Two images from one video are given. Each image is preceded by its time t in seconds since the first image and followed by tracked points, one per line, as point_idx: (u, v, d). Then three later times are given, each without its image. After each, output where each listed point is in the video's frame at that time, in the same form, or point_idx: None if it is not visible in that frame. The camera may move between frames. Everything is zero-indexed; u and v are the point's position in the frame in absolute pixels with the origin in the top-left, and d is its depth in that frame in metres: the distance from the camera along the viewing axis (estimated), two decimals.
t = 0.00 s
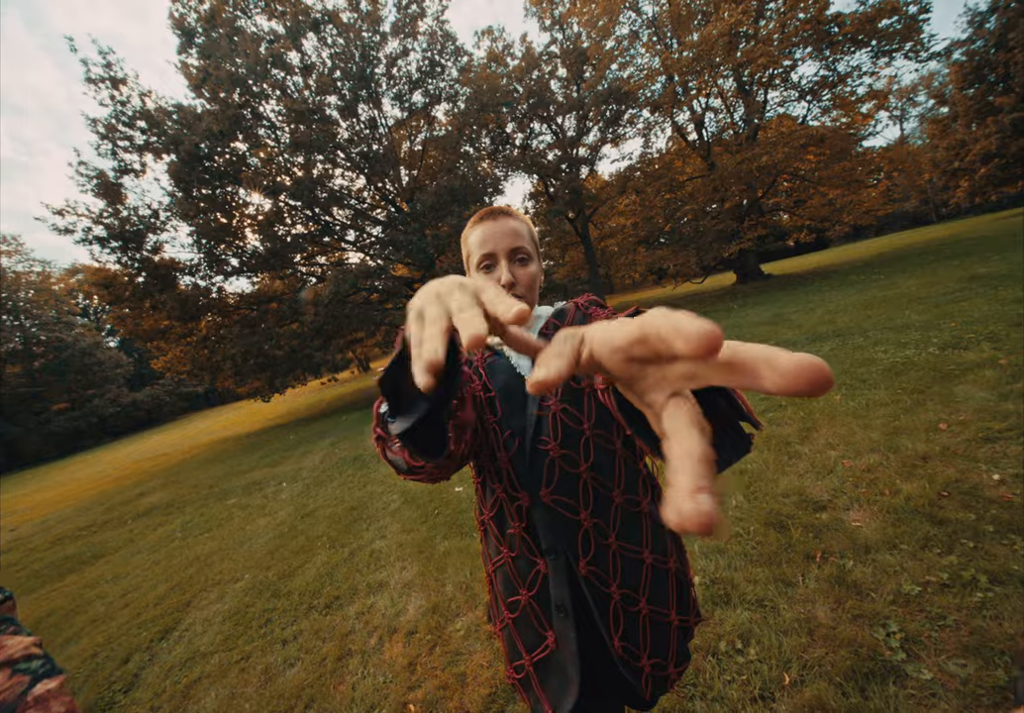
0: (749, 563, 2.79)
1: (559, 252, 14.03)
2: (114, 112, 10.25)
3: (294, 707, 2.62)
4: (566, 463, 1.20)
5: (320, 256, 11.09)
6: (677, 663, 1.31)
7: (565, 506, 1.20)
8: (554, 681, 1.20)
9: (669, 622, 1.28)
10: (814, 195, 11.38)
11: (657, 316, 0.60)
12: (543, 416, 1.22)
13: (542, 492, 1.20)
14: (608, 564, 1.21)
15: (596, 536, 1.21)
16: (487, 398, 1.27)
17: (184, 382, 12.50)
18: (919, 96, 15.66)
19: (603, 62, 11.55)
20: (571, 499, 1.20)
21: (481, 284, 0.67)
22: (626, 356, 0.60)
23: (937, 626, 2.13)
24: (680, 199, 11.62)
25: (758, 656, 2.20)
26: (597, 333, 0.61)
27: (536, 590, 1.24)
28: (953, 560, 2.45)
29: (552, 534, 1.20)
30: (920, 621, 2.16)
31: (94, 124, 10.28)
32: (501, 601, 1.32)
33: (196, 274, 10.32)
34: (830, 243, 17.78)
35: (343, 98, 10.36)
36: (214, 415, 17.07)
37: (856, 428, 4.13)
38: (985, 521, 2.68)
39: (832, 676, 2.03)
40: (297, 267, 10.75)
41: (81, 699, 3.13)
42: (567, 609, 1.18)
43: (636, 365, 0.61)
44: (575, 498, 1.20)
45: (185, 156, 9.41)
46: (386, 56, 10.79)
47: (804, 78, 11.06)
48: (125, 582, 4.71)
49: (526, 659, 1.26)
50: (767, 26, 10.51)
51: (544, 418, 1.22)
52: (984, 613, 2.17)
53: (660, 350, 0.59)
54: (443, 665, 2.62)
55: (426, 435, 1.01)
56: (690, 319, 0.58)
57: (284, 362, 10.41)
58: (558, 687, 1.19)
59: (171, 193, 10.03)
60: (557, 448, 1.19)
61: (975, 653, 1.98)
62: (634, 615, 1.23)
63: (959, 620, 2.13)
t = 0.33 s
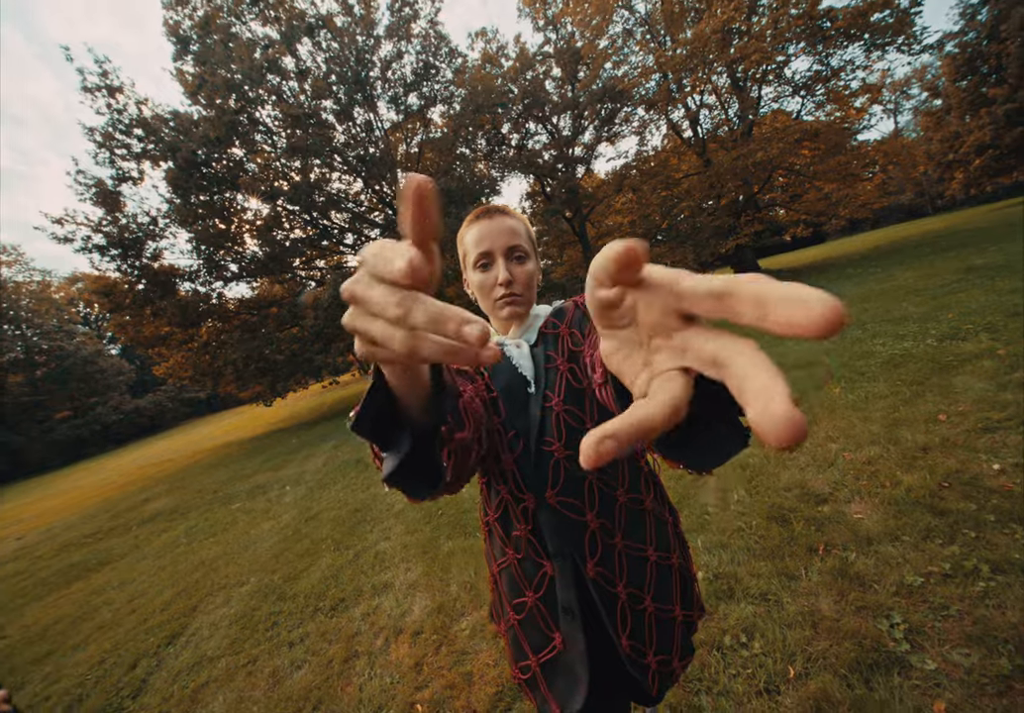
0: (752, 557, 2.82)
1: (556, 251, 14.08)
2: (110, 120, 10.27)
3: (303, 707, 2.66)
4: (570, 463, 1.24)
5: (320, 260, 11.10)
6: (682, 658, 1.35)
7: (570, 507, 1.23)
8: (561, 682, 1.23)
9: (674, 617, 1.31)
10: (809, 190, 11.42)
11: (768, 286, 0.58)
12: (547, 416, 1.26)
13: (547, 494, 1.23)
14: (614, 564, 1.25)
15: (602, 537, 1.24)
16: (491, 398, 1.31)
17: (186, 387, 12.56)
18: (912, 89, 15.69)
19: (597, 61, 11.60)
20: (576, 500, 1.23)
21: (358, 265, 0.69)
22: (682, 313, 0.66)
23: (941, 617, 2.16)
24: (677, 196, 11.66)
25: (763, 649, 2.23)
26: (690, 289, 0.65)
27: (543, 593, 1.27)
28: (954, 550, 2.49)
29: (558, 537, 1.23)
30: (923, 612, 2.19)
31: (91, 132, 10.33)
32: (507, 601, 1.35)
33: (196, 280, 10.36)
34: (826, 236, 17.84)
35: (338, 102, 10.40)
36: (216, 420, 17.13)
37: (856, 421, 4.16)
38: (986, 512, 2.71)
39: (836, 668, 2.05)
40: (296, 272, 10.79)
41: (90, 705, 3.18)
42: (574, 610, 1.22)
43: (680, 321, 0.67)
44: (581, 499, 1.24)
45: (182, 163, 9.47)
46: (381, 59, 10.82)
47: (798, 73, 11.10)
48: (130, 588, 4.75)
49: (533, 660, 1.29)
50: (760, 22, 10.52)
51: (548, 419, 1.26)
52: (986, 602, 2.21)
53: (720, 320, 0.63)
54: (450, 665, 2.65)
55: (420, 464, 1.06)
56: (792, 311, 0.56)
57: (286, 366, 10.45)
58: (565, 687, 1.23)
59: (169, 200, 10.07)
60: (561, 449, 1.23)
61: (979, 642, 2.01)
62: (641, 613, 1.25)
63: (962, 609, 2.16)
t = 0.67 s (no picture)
0: (755, 552, 2.85)
1: (554, 250, 14.13)
2: (107, 127, 10.31)
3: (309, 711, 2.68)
4: (578, 475, 1.26)
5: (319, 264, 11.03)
6: (693, 664, 1.37)
7: (578, 519, 1.25)
8: (566, 691, 1.26)
9: (684, 627, 1.33)
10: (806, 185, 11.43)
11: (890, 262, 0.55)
12: (553, 424, 1.28)
13: (555, 507, 1.25)
14: (625, 577, 1.26)
15: (613, 549, 1.26)
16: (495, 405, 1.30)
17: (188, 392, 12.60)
18: (906, 81, 15.70)
19: (591, 61, 11.63)
20: (585, 512, 1.25)
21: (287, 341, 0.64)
22: (739, 296, 0.71)
23: (944, 608, 2.18)
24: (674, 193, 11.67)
25: (767, 644, 2.25)
26: (754, 267, 0.68)
27: (549, 604, 1.29)
28: (957, 542, 2.50)
29: (566, 550, 1.25)
30: (926, 604, 2.21)
31: (89, 140, 10.38)
32: (512, 609, 1.37)
33: (195, 285, 10.39)
34: (823, 229, 17.88)
35: (334, 106, 10.43)
36: (219, 424, 17.19)
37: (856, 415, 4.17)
38: (987, 503, 2.73)
39: (840, 661, 2.07)
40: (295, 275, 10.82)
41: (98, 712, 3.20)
42: (582, 624, 1.24)
43: (736, 306, 0.71)
44: (589, 511, 1.26)
45: (180, 168, 9.53)
46: (376, 62, 10.84)
47: (792, 69, 11.12)
48: (136, 594, 4.78)
49: (539, 668, 1.32)
50: (754, 18, 10.47)
51: (554, 427, 1.28)
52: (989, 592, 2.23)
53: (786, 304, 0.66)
54: (456, 665, 2.68)
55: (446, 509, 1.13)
56: (921, 285, 0.53)
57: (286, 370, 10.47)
58: (572, 696, 1.26)
59: (167, 206, 10.11)
60: (568, 460, 1.25)
61: (982, 633, 2.03)
62: (653, 625, 1.27)
63: (965, 600, 2.18)
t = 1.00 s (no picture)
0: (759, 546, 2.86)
1: (553, 249, 14.14)
2: (104, 135, 10.35)
3: None
4: (584, 487, 1.26)
5: (316, 267, 10.91)
6: (697, 664, 1.39)
7: (584, 532, 1.26)
8: (569, 689, 1.29)
9: (688, 629, 1.35)
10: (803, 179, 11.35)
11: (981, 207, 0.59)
12: (558, 434, 1.28)
13: (561, 521, 1.26)
14: (632, 588, 1.27)
15: (620, 561, 1.27)
16: (500, 410, 1.29)
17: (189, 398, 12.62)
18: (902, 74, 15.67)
19: (585, 59, 11.64)
20: (591, 525, 1.26)
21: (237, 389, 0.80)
22: (795, 296, 0.74)
23: (948, 599, 2.19)
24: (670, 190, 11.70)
25: (772, 638, 2.26)
26: (806, 260, 0.72)
27: (553, 608, 1.30)
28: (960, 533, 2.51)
29: (570, 563, 1.27)
30: (930, 595, 2.22)
31: (86, 148, 10.43)
32: (514, 609, 1.38)
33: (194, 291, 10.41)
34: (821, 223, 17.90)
35: (329, 109, 10.45)
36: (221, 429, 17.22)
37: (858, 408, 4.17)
38: (990, 494, 2.74)
39: (845, 654, 2.08)
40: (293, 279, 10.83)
41: None
42: (585, 632, 1.27)
43: (794, 308, 0.74)
44: (596, 525, 1.27)
45: (177, 175, 9.55)
46: (370, 64, 10.86)
47: (786, 64, 11.12)
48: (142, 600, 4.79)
49: (541, 665, 1.33)
50: (748, 13, 10.43)
51: (559, 437, 1.28)
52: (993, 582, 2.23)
53: (841, 299, 0.70)
54: (462, 665, 2.69)
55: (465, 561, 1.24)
56: None
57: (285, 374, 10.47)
58: (576, 697, 1.28)
59: (165, 212, 10.12)
60: (574, 473, 1.25)
61: (987, 623, 2.03)
62: (661, 633, 1.29)
63: (969, 591, 2.19)
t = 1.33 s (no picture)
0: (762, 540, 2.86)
1: (550, 247, 14.18)
2: (99, 144, 10.34)
3: None
4: (588, 500, 1.27)
5: (314, 271, 11.00)
6: (688, 657, 1.41)
7: (588, 546, 1.27)
8: (573, 688, 1.33)
9: (682, 625, 1.36)
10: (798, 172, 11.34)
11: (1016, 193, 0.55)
12: (562, 445, 1.28)
13: (566, 535, 1.27)
14: (632, 596, 1.29)
15: (621, 571, 1.28)
16: (496, 418, 1.28)
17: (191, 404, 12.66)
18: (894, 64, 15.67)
19: (578, 57, 11.65)
20: (594, 538, 1.27)
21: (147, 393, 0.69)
22: (829, 323, 0.67)
23: (954, 589, 2.19)
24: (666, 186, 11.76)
25: (778, 631, 2.27)
26: (832, 286, 0.67)
27: (556, 614, 1.32)
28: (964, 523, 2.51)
29: (570, 575, 1.28)
30: (936, 585, 2.23)
31: (81, 158, 10.42)
32: (520, 609, 1.41)
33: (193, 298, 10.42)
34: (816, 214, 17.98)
35: (323, 113, 10.46)
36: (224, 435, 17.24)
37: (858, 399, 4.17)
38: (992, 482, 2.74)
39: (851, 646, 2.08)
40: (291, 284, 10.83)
41: None
42: (586, 645, 1.28)
43: (836, 340, 0.67)
44: (599, 537, 1.27)
45: (172, 183, 9.55)
46: (363, 67, 10.85)
47: (778, 57, 11.14)
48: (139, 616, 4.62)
49: (547, 663, 1.37)
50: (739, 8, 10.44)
51: (563, 447, 1.28)
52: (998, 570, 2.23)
53: (876, 322, 0.64)
54: (469, 665, 2.69)
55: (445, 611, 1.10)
56: None
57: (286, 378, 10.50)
58: (577, 693, 1.32)
59: (161, 221, 10.12)
60: (579, 487, 1.26)
61: (992, 611, 2.03)
62: (658, 636, 1.31)
63: (974, 579, 2.19)
